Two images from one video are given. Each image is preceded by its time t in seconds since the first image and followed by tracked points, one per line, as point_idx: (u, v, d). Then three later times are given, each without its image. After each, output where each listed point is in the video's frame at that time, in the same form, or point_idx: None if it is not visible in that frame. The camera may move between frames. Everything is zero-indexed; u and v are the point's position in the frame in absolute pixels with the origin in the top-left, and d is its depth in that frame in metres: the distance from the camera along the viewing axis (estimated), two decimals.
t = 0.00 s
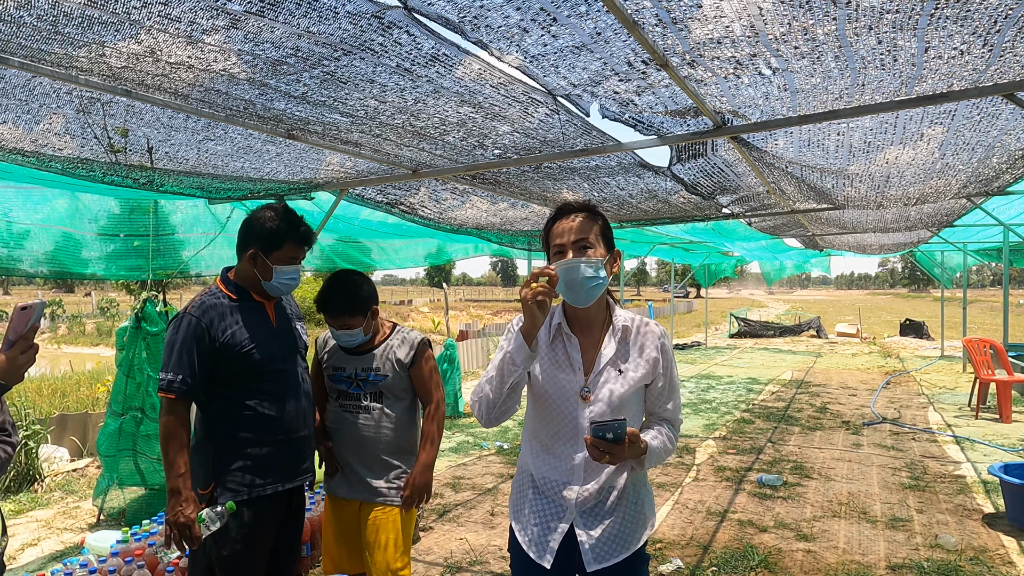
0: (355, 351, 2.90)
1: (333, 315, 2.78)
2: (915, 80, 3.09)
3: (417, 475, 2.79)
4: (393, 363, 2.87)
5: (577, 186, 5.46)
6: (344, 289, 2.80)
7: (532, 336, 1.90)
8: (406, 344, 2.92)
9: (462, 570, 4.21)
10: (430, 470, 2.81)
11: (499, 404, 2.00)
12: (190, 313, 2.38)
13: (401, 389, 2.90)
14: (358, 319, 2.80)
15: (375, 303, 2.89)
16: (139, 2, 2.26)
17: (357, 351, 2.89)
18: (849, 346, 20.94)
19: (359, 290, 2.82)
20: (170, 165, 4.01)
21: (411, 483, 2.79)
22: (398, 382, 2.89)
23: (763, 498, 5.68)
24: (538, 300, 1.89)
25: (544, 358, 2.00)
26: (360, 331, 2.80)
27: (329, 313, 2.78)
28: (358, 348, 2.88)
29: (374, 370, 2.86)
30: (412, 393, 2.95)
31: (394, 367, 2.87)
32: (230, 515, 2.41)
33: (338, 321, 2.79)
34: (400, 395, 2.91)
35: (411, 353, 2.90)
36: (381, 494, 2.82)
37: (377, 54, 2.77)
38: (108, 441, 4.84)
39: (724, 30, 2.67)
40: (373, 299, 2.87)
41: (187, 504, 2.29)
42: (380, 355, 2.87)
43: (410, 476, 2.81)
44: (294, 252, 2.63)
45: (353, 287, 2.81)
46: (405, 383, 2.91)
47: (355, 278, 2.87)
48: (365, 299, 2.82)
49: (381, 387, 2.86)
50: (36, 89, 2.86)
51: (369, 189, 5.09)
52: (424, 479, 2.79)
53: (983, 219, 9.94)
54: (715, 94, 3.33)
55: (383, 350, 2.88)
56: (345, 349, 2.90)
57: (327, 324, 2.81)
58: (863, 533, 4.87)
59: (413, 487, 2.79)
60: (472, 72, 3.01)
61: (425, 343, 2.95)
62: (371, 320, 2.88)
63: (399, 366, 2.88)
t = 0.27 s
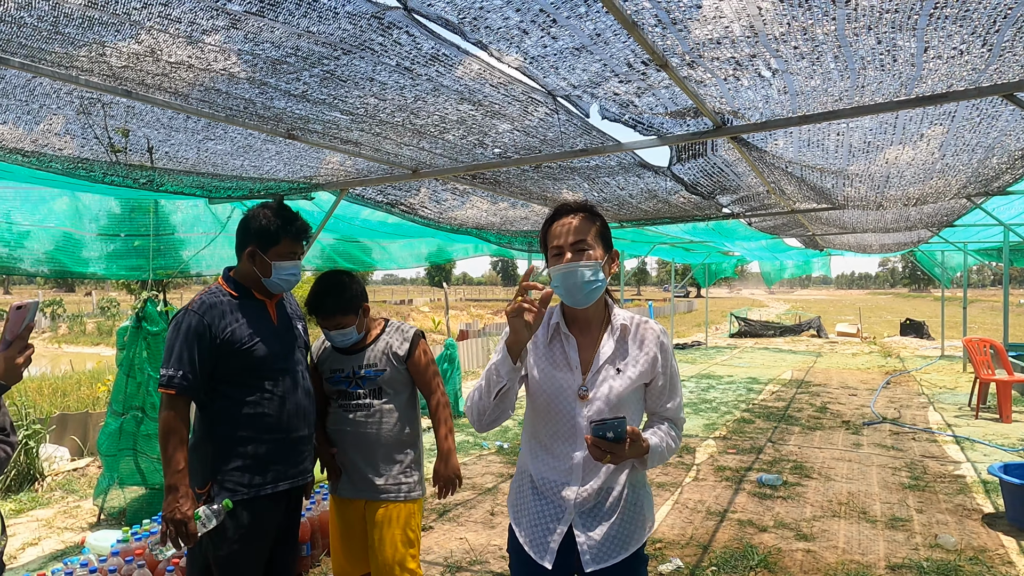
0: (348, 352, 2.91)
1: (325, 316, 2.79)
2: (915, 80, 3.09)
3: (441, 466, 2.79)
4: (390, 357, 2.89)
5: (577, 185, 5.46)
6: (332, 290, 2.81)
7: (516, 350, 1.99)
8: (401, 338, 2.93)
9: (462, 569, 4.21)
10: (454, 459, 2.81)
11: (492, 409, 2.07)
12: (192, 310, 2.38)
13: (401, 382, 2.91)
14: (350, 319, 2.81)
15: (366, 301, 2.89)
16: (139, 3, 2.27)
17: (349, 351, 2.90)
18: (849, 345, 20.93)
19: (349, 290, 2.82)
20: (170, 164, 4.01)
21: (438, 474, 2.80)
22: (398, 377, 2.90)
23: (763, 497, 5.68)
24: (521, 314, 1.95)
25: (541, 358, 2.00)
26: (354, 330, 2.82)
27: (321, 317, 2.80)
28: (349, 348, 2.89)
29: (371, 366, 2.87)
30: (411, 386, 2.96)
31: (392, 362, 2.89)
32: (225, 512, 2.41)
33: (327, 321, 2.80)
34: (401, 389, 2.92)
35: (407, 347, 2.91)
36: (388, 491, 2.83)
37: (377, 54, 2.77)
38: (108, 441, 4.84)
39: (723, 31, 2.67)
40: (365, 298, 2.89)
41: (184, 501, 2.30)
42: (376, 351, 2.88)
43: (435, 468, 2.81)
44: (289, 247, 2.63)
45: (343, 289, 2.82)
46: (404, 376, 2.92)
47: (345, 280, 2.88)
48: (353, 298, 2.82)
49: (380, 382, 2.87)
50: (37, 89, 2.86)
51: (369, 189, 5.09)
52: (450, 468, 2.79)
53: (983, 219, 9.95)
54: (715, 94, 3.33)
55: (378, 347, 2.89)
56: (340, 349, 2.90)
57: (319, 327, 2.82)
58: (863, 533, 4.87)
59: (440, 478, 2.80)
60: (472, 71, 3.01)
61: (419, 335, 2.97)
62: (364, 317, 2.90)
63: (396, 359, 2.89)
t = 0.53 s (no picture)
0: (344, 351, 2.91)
1: (326, 313, 2.81)
2: (914, 81, 3.08)
3: (428, 465, 2.88)
4: (387, 357, 2.89)
5: (577, 185, 5.46)
6: (332, 290, 2.83)
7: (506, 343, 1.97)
8: (398, 338, 2.94)
9: (461, 569, 4.21)
10: (440, 459, 2.91)
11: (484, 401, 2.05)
12: (186, 307, 2.40)
13: (399, 381, 2.91)
14: (350, 315, 2.83)
15: (361, 301, 2.90)
16: (137, 2, 2.27)
17: (347, 350, 2.90)
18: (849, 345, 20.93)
19: (343, 290, 2.83)
20: (168, 163, 4.01)
21: (422, 474, 2.89)
22: (394, 377, 2.90)
23: (763, 497, 5.68)
24: (508, 304, 1.95)
25: (536, 357, 2.00)
26: (354, 327, 2.83)
27: (321, 313, 2.81)
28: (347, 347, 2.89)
29: (368, 365, 2.88)
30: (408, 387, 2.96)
31: (390, 362, 2.89)
32: (214, 509, 2.41)
33: (322, 318, 2.81)
34: (399, 389, 2.92)
35: (404, 346, 2.92)
36: (384, 492, 2.83)
37: (375, 52, 2.77)
38: (108, 440, 4.84)
39: (723, 31, 2.66)
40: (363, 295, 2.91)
41: (172, 497, 2.32)
42: (372, 351, 2.89)
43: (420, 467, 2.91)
44: (282, 244, 2.62)
45: (343, 286, 2.84)
46: (401, 376, 2.93)
47: (344, 277, 2.89)
48: (349, 298, 2.83)
49: (377, 382, 2.87)
50: (35, 89, 2.86)
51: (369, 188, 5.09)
52: (434, 467, 2.89)
53: (983, 219, 9.95)
54: (714, 94, 3.33)
55: (375, 347, 2.89)
56: (336, 349, 2.90)
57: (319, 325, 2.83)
58: (863, 533, 4.87)
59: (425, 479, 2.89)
60: (470, 70, 3.01)
61: (415, 334, 2.97)
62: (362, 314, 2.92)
63: (393, 359, 2.90)
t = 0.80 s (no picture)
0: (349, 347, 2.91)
1: (337, 303, 2.80)
2: (917, 79, 3.07)
3: (416, 462, 2.81)
4: (388, 355, 2.88)
5: (578, 185, 5.46)
6: (346, 279, 2.85)
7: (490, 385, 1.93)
8: (401, 337, 2.94)
9: (462, 568, 4.21)
10: (431, 459, 2.83)
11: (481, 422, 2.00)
12: (184, 305, 2.40)
13: (400, 381, 2.91)
14: (360, 307, 2.84)
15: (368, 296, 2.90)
16: None
17: (352, 346, 2.90)
18: (850, 344, 20.93)
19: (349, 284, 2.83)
20: (169, 161, 4.01)
21: (411, 473, 2.80)
22: (396, 375, 2.89)
23: (764, 496, 5.68)
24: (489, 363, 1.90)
25: (535, 356, 2.00)
26: (362, 318, 2.83)
27: (326, 302, 2.81)
28: (353, 342, 2.90)
29: (370, 363, 2.87)
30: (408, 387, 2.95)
31: (392, 360, 2.88)
32: (207, 509, 2.41)
33: (330, 309, 2.82)
34: (399, 388, 2.91)
35: (406, 345, 2.92)
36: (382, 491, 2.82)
37: (377, 48, 2.76)
38: (108, 439, 4.84)
39: (725, 29, 2.66)
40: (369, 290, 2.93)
41: (166, 495, 2.32)
42: (375, 349, 2.88)
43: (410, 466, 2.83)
44: (276, 238, 2.60)
45: (349, 278, 2.86)
46: (403, 375, 2.92)
47: (350, 270, 2.91)
48: (355, 292, 2.83)
49: (378, 380, 2.86)
50: (36, 86, 2.86)
51: (370, 187, 5.08)
52: (425, 466, 2.81)
53: (984, 218, 9.94)
54: (716, 93, 3.33)
55: (378, 345, 2.89)
56: (343, 345, 2.91)
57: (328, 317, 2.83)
58: (864, 532, 4.86)
59: (411, 481, 2.80)
60: (472, 66, 3.01)
61: (417, 333, 2.97)
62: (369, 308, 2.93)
63: (394, 358, 2.89)
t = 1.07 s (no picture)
0: (355, 345, 2.94)
1: (348, 297, 2.82)
2: (921, 78, 3.07)
3: (428, 469, 2.81)
4: (390, 356, 2.88)
5: (580, 184, 5.45)
6: (359, 274, 2.88)
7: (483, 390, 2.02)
8: (403, 338, 2.93)
9: (464, 567, 4.21)
10: (442, 465, 2.82)
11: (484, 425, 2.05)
12: (185, 305, 2.40)
13: (401, 381, 2.90)
14: (370, 304, 2.86)
15: (375, 293, 2.90)
16: None
17: (358, 344, 2.93)
18: (851, 344, 20.91)
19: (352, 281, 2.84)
20: (172, 161, 4.01)
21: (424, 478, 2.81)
22: (397, 377, 2.89)
23: (766, 496, 5.67)
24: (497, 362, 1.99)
25: (535, 356, 1.99)
26: (371, 316, 2.85)
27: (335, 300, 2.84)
28: (358, 340, 2.93)
29: (372, 363, 2.88)
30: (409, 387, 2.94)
31: (392, 361, 2.88)
32: (206, 508, 2.43)
33: (338, 305, 2.84)
34: (399, 388, 2.90)
35: (408, 346, 2.90)
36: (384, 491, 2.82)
37: (380, 45, 2.76)
38: (110, 438, 4.84)
39: (729, 28, 2.65)
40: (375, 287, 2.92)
41: (166, 494, 2.33)
42: (377, 349, 2.89)
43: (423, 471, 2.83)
44: (264, 236, 2.59)
45: (355, 274, 2.87)
46: (404, 376, 2.91)
47: (357, 266, 2.92)
48: (359, 289, 2.83)
49: (379, 380, 2.87)
50: (38, 85, 2.86)
51: (372, 186, 5.08)
52: (437, 471, 2.81)
53: (986, 217, 9.93)
54: (719, 92, 3.32)
55: (381, 346, 2.90)
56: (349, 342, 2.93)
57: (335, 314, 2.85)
58: (866, 531, 4.86)
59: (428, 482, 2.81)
60: (475, 64, 3.00)
61: (422, 335, 2.96)
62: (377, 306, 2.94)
63: (395, 359, 2.88)
